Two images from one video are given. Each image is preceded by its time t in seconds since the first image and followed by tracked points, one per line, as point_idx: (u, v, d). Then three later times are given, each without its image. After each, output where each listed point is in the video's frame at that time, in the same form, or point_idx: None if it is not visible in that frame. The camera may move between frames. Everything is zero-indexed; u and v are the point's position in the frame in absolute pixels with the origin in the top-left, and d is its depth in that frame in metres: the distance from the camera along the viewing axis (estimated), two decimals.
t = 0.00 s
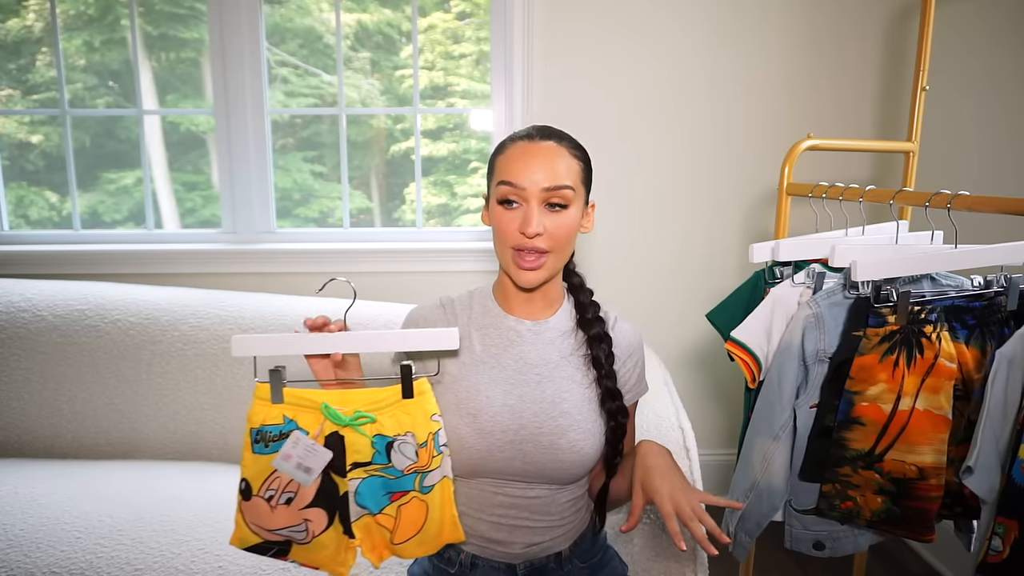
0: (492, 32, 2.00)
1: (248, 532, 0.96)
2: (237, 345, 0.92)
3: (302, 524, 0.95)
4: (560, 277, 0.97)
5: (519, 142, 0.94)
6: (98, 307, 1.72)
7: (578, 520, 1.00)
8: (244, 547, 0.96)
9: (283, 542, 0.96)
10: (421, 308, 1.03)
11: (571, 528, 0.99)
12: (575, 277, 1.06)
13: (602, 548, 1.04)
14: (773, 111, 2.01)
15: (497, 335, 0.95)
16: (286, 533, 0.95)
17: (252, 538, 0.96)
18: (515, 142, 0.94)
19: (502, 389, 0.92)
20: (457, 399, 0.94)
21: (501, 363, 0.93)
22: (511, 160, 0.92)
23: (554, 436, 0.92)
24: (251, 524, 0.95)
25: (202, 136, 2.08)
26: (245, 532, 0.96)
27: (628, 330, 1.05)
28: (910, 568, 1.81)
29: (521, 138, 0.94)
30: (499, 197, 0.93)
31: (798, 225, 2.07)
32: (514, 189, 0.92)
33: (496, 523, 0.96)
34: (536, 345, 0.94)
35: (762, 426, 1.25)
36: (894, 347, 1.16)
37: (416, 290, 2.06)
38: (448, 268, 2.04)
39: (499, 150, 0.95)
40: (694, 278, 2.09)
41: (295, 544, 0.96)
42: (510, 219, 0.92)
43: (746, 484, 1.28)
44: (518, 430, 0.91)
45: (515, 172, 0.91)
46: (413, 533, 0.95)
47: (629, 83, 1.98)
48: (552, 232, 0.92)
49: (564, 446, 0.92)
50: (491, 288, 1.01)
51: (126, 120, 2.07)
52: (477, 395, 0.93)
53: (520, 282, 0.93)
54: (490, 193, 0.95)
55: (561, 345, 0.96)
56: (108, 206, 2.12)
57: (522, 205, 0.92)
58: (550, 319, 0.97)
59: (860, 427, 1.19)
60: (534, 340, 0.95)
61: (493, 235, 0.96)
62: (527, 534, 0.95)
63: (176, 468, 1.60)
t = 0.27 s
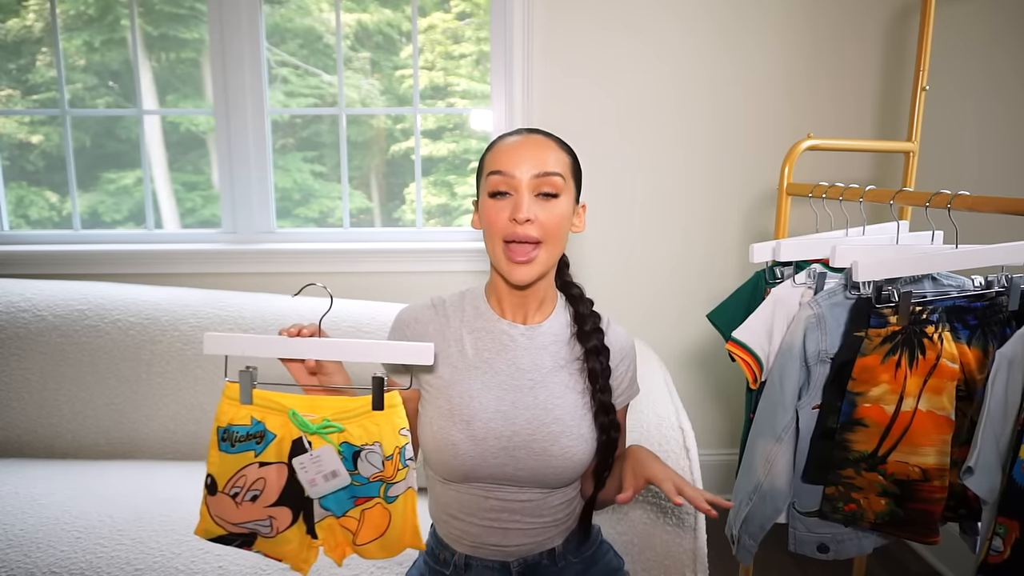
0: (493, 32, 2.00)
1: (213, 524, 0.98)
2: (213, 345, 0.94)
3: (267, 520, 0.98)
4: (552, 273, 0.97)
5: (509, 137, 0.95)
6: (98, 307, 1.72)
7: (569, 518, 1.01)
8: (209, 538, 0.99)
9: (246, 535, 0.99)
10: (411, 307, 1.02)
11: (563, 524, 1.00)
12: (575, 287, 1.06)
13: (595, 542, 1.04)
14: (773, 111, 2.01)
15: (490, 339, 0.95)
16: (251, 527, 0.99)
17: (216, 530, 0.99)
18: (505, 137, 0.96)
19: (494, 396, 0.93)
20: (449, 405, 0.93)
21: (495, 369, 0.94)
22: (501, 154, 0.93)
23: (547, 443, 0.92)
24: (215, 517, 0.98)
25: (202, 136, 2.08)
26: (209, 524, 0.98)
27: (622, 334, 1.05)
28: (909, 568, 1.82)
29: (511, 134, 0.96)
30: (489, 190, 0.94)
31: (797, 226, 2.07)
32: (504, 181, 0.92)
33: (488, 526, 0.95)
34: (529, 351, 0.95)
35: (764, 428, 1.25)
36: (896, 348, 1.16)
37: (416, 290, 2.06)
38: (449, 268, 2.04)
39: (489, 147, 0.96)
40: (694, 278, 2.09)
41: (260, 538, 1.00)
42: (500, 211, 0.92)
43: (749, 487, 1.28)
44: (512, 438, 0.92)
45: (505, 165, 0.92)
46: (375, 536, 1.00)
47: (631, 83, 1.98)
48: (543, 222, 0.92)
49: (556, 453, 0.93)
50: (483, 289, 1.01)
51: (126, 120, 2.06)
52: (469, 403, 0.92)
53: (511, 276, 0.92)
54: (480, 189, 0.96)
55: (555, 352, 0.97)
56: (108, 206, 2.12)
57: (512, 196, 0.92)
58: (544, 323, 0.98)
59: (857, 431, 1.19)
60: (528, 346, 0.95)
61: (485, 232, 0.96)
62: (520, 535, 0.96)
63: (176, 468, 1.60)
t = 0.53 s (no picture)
0: (493, 32, 2.00)
1: (195, 522, 0.97)
2: (202, 338, 0.93)
3: (249, 521, 0.96)
4: (550, 268, 0.96)
5: (503, 133, 0.96)
6: (98, 307, 1.72)
7: (568, 523, 1.01)
8: (192, 535, 0.97)
9: (228, 536, 0.97)
10: (407, 307, 1.02)
11: (562, 529, 1.00)
12: (575, 290, 1.06)
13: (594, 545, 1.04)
14: (773, 111, 2.01)
15: (488, 337, 0.95)
16: (233, 528, 0.96)
17: (199, 528, 0.97)
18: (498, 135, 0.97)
19: (494, 394, 0.93)
20: (447, 404, 0.93)
21: (494, 366, 0.94)
22: (495, 148, 0.93)
23: (548, 442, 0.93)
24: (198, 514, 0.97)
25: (202, 136, 2.08)
26: (191, 521, 0.97)
27: (622, 332, 1.06)
28: (909, 568, 1.82)
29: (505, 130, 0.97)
30: (483, 184, 0.94)
31: (797, 226, 2.07)
32: (498, 174, 0.93)
33: (487, 533, 0.95)
34: (528, 348, 0.96)
35: (765, 428, 1.26)
36: (896, 348, 1.16)
37: (416, 290, 2.06)
38: (449, 268, 2.04)
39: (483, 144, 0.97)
40: (694, 277, 2.09)
41: (243, 539, 0.97)
42: (494, 203, 0.92)
43: (750, 487, 1.28)
44: (512, 436, 0.92)
45: (499, 158, 0.93)
46: (359, 547, 0.97)
47: (631, 83, 1.98)
48: (537, 214, 0.92)
49: (558, 450, 0.93)
50: (480, 288, 1.02)
51: (126, 120, 2.06)
52: (468, 401, 0.92)
53: (505, 269, 0.92)
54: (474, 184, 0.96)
55: (556, 351, 0.98)
56: (108, 206, 2.11)
57: (506, 189, 0.93)
58: (543, 321, 0.99)
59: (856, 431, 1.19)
60: (527, 343, 0.96)
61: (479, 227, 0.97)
62: (518, 541, 0.96)
63: (176, 468, 1.60)
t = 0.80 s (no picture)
0: (492, 32, 2.00)
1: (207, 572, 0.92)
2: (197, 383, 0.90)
3: (262, 566, 0.92)
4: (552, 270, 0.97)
5: (503, 135, 0.95)
6: (98, 307, 1.72)
7: (581, 531, 1.01)
8: None
9: None
10: (414, 316, 1.02)
11: (575, 538, 1.00)
12: (575, 281, 1.05)
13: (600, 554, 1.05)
14: (773, 110, 2.01)
15: (495, 338, 0.95)
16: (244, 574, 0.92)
17: None
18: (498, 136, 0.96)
19: (503, 392, 0.93)
20: (457, 406, 0.93)
21: (502, 366, 0.94)
22: (496, 154, 0.92)
23: (559, 439, 0.93)
24: (209, 562, 0.92)
25: (202, 136, 2.08)
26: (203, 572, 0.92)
27: (630, 327, 1.05)
28: (909, 568, 1.82)
29: (504, 132, 0.96)
30: (484, 189, 0.93)
31: (798, 225, 2.07)
32: (498, 181, 0.92)
33: (499, 538, 0.96)
34: (535, 345, 0.95)
35: (762, 427, 1.25)
36: (895, 347, 1.16)
37: (416, 290, 2.06)
38: (448, 268, 2.04)
39: (482, 146, 0.96)
40: (694, 277, 2.09)
41: None
42: (496, 211, 0.92)
43: (747, 485, 1.27)
44: (523, 434, 0.92)
45: (498, 164, 0.92)
46: None
47: (630, 83, 1.98)
48: (538, 220, 0.91)
49: (570, 447, 0.93)
50: (485, 291, 1.01)
51: (126, 120, 2.07)
52: (477, 400, 0.93)
53: (508, 274, 0.92)
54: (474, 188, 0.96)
55: (563, 346, 0.97)
56: (108, 206, 2.12)
57: (506, 195, 0.92)
58: (549, 318, 0.98)
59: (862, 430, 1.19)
60: (534, 341, 0.95)
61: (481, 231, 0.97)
62: (529, 548, 0.97)
63: (176, 468, 1.60)
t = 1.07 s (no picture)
0: (492, 31, 2.00)
1: None
2: (197, 413, 0.88)
3: (296, 564, 0.93)
4: (558, 269, 0.97)
5: (507, 135, 0.95)
6: (98, 307, 1.72)
7: (586, 534, 1.01)
8: None
9: None
10: (418, 318, 1.03)
11: (580, 540, 1.00)
12: (581, 283, 1.06)
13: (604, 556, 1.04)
14: (773, 110, 2.01)
15: (501, 340, 0.96)
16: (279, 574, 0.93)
17: None
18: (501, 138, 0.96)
19: (509, 396, 0.93)
20: (463, 410, 0.93)
21: (508, 370, 0.94)
22: (501, 155, 0.92)
23: (566, 442, 0.92)
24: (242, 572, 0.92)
25: (202, 136, 2.08)
26: None
27: (637, 327, 1.05)
28: (910, 568, 1.82)
29: (508, 133, 0.95)
30: (489, 191, 0.93)
31: (798, 225, 2.07)
32: (504, 182, 0.92)
33: (504, 540, 0.96)
34: (541, 348, 0.95)
35: (762, 426, 1.25)
36: (894, 347, 1.16)
37: (416, 291, 2.06)
38: (448, 267, 2.04)
39: (486, 147, 0.96)
40: (694, 277, 2.09)
41: None
42: (502, 212, 0.92)
43: (745, 484, 1.28)
44: (529, 438, 0.92)
45: (504, 165, 0.92)
46: (405, 557, 0.96)
47: (630, 83, 1.98)
48: (544, 222, 0.91)
49: (577, 451, 0.93)
50: (490, 294, 1.02)
51: (126, 120, 2.07)
52: (483, 404, 0.93)
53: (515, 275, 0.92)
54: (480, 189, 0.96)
55: (569, 349, 0.97)
56: (108, 206, 2.12)
57: (512, 196, 0.92)
58: (555, 320, 0.98)
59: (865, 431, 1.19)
60: (539, 344, 0.96)
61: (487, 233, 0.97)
62: (534, 550, 0.97)
63: (176, 468, 1.60)
